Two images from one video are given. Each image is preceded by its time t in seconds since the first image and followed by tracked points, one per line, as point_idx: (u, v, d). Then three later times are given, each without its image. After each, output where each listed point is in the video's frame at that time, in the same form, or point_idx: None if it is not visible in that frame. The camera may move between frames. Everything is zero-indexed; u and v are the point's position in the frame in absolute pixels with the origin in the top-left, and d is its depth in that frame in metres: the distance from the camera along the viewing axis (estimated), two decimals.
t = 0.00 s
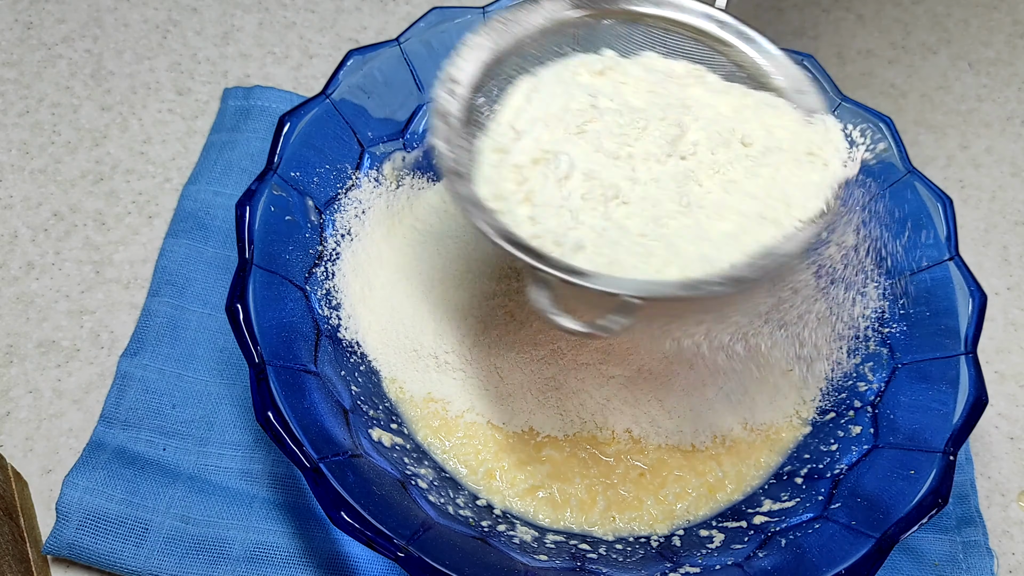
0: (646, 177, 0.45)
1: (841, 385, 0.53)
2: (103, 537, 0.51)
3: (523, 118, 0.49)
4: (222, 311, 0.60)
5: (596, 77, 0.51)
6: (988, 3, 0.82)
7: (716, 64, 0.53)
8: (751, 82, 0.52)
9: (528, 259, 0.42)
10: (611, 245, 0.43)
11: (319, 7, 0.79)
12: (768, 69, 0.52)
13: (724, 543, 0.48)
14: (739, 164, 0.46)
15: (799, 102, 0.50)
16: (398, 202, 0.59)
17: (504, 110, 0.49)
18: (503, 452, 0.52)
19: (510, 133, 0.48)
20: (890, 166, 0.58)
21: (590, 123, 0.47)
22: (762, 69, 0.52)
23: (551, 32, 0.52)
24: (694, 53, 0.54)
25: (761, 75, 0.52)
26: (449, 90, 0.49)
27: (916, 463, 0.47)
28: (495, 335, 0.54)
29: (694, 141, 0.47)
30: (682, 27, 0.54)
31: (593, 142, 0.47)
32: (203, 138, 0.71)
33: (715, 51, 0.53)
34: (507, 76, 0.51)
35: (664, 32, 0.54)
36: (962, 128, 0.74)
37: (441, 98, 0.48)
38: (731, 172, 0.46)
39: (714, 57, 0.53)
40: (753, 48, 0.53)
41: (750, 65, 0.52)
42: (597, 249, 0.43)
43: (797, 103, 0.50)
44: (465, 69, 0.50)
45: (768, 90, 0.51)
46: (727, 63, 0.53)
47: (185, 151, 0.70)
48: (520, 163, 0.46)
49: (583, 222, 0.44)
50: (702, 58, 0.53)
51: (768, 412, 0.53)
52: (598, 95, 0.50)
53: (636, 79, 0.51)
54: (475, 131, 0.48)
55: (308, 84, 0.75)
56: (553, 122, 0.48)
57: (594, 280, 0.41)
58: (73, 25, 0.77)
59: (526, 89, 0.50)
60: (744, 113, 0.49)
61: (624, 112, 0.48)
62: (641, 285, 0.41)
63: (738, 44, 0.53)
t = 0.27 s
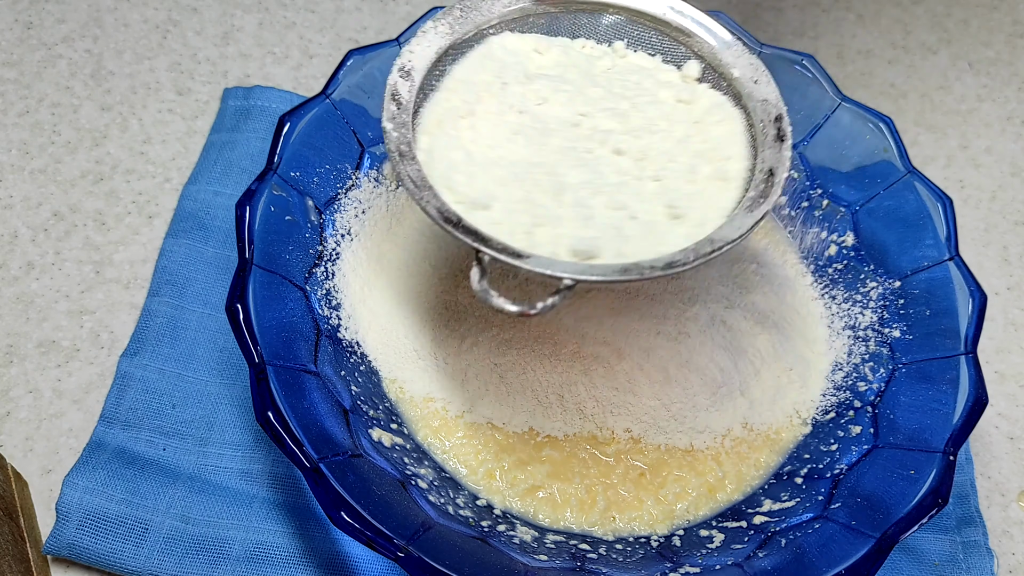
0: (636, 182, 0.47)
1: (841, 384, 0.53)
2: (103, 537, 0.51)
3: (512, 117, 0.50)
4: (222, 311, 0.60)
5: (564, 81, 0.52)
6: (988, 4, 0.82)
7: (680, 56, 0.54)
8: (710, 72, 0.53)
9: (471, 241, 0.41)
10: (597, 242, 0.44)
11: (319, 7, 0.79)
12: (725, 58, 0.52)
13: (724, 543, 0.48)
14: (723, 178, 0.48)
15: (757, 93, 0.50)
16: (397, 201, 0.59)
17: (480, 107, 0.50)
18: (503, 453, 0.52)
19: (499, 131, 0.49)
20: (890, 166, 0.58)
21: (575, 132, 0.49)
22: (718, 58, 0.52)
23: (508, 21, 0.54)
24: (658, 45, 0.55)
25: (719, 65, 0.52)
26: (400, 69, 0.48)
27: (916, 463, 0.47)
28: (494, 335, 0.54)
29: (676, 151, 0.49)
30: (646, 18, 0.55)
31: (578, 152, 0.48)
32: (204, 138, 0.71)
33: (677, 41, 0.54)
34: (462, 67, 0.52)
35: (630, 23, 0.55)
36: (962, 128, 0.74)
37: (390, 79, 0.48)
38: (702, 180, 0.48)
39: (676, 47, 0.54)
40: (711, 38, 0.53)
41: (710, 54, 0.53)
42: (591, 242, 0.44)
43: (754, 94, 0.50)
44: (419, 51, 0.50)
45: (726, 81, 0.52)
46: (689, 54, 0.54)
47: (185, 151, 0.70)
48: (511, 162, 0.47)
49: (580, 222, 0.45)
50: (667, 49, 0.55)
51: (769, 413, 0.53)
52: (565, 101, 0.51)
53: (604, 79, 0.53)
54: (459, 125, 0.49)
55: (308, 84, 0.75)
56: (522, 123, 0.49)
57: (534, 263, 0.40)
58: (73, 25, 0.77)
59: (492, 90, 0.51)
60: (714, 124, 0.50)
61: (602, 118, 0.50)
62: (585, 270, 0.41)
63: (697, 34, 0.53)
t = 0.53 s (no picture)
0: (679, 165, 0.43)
1: (841, 384, 0.53)
2: (103, 537, 0.51)
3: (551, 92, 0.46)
4: (222, 311, 0.60)
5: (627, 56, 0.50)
6: (988, 4, 0.82)
7: (733, 32, 0.52)
8: (775, 46, 0.50)
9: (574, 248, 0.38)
10: (645, 222, 0.41)
11: (319, 7, 0.79)
12: (789, 28, 0.49)
13: (724, 544, 0.48)
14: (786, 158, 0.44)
15: (831, 63, 0.47)
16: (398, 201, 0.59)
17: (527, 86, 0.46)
18: (503, 453, 0.52)
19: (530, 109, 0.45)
20: (890, 166, 0.58)
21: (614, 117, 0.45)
22: (782, 29, 0.50)
23: None
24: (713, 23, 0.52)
25: (783, 36, 0.49)
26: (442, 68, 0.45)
27: (916, 463, 0.47)
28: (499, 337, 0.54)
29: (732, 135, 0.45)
30: None
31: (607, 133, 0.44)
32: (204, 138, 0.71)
33: (733, 16, 0.52)
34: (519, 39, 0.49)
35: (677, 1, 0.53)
36: (962, 128, 0.74)
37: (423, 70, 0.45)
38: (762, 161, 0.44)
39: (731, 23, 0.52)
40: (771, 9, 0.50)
41: (771, 29, 0.50)
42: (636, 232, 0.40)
43: (825, 63, 0.47)
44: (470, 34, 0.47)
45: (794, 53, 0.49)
46: (746, 28, 0.51)
47: (185, 151, 0.70)
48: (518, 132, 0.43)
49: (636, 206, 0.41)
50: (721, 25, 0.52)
51: (769, 413, 0.53)
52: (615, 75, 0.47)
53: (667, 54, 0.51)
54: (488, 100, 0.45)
55: (308, 84, 0.75)
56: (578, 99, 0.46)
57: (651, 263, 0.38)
58: (73, 25, 0.77)
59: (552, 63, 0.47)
60: (767, 101, 0.48)
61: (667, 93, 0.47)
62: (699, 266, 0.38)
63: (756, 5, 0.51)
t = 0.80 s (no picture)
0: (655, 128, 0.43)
1: (840, 384, 0.53)
2: (103, 537, 0.51)
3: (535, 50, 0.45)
4: (222, 311, 0.60)
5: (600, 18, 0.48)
6: (988, 4, 0.82)
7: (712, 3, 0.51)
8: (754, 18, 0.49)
9: (517, 198, 0.38)
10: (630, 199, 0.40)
11: (319, 7, 0.80)
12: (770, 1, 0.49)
13: (724, 543, 0.48)
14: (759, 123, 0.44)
15: (809, 35, 0.47)
16: (398, 200, 0.59)
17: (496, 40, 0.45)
18: (503, 453, 0.52)
19: (513, 66, 0.43)
20: (890, 166, 0.58)
21: (578, 74, 0.44)
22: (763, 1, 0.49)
23: None
24: None
25: (763, 8, 0.49)
26: (416, 29, 0.44)
27: (916, 463, 0.47)
28: (500, 338, 0.54)
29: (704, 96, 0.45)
30: None
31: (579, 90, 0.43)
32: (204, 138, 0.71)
33: None
34: None
35: None
36: (962, 128, 0.74)
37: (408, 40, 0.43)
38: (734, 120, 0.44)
39: None
40: None
41: None
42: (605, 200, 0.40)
43: (805, 36, 0.47)
44: None
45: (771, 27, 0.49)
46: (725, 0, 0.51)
47: (185, 151, 0.70)
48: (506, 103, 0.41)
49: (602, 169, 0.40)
50: None
51: (768, 413, 0.53)
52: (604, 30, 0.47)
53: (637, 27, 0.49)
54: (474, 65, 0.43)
55: (308, 84, 0.75)
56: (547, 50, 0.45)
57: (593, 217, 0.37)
58: (73, 25, 0.77)
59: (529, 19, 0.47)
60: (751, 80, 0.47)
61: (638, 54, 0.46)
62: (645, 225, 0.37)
63: None
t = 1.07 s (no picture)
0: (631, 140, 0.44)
1: (840, 384, 0.53)
2: (103, 537, 0.51)
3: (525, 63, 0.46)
4: (223, 311, 0.60)
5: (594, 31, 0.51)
6: (988, 4, 0.82)
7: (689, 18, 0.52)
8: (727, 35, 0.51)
9: (474, 210, 0.38)
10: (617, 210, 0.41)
11: (319, 7, 0.80)
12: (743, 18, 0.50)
13: (724, 543, 0.48)
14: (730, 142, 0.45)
15: (780, 53, 0.48)
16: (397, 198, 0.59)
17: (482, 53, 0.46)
18: (503, 454, 0.51)
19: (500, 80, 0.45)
20: (890, 166, 0.59)
21: (549, 83, 0.46)
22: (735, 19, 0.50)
23: None
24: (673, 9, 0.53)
25: (736, 26, 0.50)
26: (386, 37, 0.44)
27: (916, 463, 0.47)
28: (496, 339, 0.54)
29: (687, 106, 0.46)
30: None
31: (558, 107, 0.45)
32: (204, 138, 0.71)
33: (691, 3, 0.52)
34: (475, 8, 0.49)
35: None
36: (962, 128, 0.74)
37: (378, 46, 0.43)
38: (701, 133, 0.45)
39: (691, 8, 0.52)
40: None
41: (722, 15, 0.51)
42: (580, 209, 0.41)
43: (776, 54, 0.48)
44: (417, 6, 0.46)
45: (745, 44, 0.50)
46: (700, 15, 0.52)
47: (185, 151, 0.70)
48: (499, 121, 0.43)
49: (568, 177, 0.42)
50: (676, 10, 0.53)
51: (768, 413, 0.53)
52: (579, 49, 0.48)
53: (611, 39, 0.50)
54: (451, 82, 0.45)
55: (308, 84, 0.75)
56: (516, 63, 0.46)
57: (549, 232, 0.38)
58: (73, 25, 0.77)
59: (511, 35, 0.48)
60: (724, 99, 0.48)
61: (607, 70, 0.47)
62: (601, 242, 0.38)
63: None
